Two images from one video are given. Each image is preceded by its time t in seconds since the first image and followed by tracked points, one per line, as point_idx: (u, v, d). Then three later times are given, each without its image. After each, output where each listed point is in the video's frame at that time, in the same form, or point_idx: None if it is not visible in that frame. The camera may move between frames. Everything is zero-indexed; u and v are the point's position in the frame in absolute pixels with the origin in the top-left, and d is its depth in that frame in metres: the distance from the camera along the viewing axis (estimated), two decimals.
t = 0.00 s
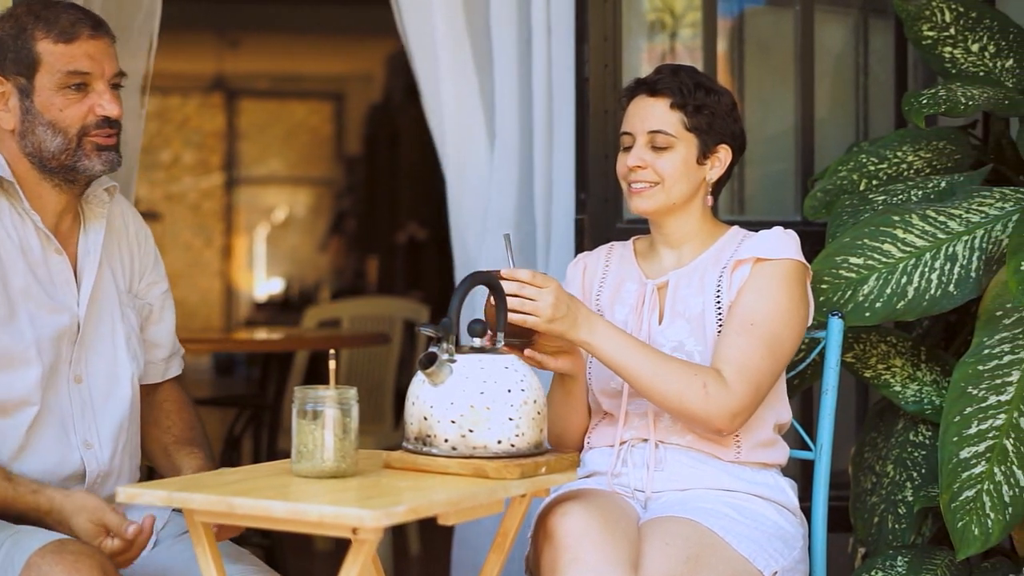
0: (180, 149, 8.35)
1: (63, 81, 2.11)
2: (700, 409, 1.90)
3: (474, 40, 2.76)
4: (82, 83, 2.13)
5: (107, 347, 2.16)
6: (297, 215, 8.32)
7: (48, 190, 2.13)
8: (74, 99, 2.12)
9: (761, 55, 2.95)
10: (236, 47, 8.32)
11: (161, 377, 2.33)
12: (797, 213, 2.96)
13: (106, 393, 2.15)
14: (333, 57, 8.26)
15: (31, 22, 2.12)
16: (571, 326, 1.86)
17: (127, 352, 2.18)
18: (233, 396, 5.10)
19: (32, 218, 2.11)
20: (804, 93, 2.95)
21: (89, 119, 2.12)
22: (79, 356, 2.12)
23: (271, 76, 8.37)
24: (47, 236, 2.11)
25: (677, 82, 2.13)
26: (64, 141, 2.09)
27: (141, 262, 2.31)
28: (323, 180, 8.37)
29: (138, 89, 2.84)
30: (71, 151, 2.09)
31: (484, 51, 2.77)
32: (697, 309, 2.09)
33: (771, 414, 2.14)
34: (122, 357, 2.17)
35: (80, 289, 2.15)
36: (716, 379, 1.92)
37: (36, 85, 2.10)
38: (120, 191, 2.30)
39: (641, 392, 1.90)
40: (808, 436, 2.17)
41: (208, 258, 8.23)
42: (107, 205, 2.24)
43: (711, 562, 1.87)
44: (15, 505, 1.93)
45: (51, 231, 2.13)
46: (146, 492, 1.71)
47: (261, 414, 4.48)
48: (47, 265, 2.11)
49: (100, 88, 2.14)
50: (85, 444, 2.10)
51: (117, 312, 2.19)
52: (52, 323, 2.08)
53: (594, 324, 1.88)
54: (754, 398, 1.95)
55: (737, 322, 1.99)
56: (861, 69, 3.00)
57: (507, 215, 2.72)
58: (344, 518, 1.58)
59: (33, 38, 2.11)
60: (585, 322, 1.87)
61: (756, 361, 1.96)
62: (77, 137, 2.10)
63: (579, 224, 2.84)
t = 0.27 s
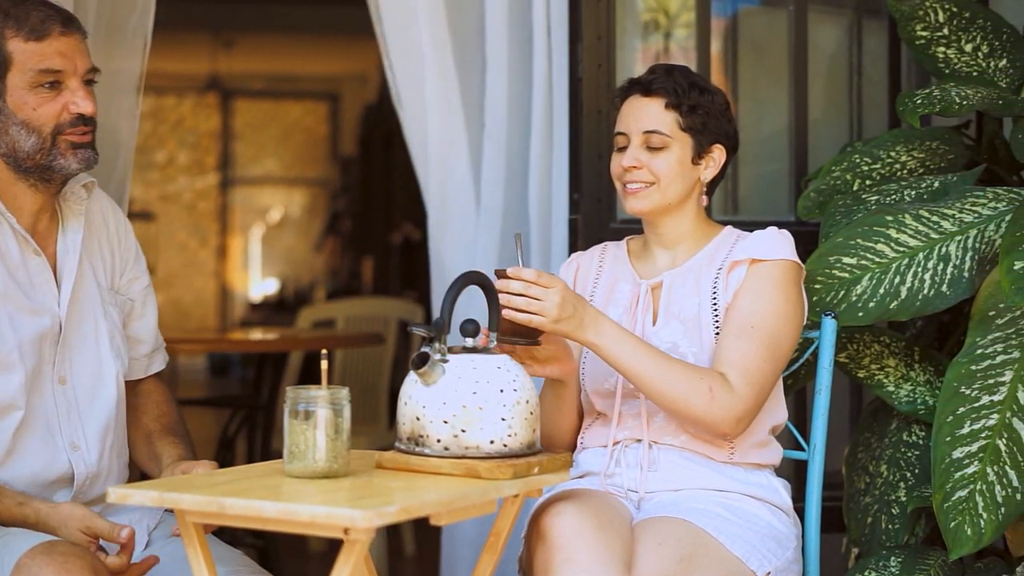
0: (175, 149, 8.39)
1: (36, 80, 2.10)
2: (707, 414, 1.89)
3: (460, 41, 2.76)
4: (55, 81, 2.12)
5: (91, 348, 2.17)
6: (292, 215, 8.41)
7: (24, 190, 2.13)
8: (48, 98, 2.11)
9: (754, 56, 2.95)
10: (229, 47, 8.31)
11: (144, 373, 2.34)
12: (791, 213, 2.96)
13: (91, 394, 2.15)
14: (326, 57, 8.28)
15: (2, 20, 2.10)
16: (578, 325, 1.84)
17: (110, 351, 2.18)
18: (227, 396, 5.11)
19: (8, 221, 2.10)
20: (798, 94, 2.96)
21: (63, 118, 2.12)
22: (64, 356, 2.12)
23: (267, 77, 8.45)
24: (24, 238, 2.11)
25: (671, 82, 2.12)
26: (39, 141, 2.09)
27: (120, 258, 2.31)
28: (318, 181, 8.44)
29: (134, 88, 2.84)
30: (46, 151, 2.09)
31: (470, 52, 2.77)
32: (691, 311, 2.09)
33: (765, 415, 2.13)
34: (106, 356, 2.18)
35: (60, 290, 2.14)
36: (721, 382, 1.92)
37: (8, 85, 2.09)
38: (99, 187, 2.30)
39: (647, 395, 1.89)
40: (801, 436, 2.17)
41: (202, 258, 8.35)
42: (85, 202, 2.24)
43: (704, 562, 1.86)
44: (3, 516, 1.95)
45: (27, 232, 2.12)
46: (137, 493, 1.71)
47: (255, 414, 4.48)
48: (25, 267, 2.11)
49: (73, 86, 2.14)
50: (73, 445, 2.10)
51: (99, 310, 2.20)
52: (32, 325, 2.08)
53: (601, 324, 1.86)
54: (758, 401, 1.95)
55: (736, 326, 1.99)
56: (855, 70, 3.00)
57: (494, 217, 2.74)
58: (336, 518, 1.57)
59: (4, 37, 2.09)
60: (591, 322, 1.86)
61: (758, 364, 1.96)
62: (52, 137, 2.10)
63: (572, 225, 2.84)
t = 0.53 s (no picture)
0: (170, 150, 8.43)
1: (12, 80, 2.09)
2: (715, 418, 1.89)
3: (443, 41, 2.76)
4: (31, 83, 2.11)
5: (75, 351, 2.16)
6: (286, 215, 8.36)
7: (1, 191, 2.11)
8: (25, 99, 2.10)
9: (747, 55, 2.95)
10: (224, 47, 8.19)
11: (125, 376, 2.33)
12: (784, 213, 2.97)
13: (77, 397, 2.14)
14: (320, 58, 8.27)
15: None
16: (588, 325, 1.81)
17: (94, 352, 2.18)
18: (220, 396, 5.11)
19: None
20: (791, 95, 2.96)
21: (41, 119, 2.11)
22: (49, 359, 2.12)
23: (260, 77, 8.36)
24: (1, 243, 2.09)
25: (665, 83, 2.11)
26: (16, 143, 2.08)
27: (102, 261, 2.31)
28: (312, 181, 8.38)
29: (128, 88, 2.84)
30: (24, 153, 2.08)
31: (452, 53, 2.76)
32: (686, 311, 2.08)
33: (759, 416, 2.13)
34: (91, 358, 2.17)
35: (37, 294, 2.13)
36: (729, 386, 1.91)
37: None
38: (78, 188, 2.29)
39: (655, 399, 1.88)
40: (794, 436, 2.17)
41: (197, 258, 8.40)
42: (63, 204, 2.23)
43: (695, 562, 1.86)
44: None
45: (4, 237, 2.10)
46: (127, 494, 1.70)
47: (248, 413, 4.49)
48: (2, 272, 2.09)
49: (50, 87, 2.13)
50: (61, 449, 2.10)
51: (82, 309, 2.19)
52: (10, 330, 2.07)
53: (611, 325, 1.84)
54: (762, 405, 1.95)
55: (737, 329, 1.99)
56: (848, 70, 3.00)
57: (468, 220, 2.76)
58: (326, 519, 1.57)
59: None
60: (602, 322, 1.83)
61: (761, 367, 1.96)
62: (29, 138, 2.09)
63: (565, 225, 2.85)
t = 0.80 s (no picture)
0: (165, 150, 8.40)
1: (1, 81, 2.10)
2: (718, 419, 1.88)
3: (422, 43, 2.77)
4: (20, 84, 2.12)
5: (64, 355, 2.15)
6: (281, 216, 8.40)
7: None
8: (13, 100, 2.11)
9: (740, 55, 2.97)
10: (219, 48, 8.31)
11: (115, 386, 2.33)
12: (778, 213, 2.98)
13: (66, 402, 2.14)
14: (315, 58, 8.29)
15: None
16: (594, 323, 1.81)
17: (84, 359, 2.18)
18: (214, 397, 5.12)
19: None
20: (784, 96, 2.98)
21: (29, 121, 2.11)
22: (38, 362, 2.11)
23: (255, 77, 8.43)
24: None
25: (659, 83, 2.10)
26: (5, 144, 2.08)
27: (95, 270, 2.30)
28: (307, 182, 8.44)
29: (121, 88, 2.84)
30: (12, 154, 2.08)
31: (432, 54, 2.78)
32: (681, 312, 2.08)
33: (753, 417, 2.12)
34: (80, 364, 2.17)
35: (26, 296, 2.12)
36: (732, 388, 1.91)
37: None
38: (70, 195, 2.28)
39: (658, 399, 1.87)
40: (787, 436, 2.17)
41: (191, 258, 8.39)
42: (54, 210, 2.22)
43: (688, 563, 1.85)
44: None
45: None
46: (119, 494, 1.69)
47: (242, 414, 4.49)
48: None
49: (37, 88, 2.14)
50: (54, 452, 2.10)
51: (70, 318, 2.19)
52: None
53: (618, 323, 1.83)
54: (762, 406, 1.95)
55: (736, 330, 1.98)
56: (842, 70, 3.00)
57: (455, 218, 2.79)
58: (318, 519, 1.56)
59: None
60: (608, 321, 1.83)
61: (762, 368, 1.96)
62: (18, 140, 2.09)
63: (560, 225, 2.85)
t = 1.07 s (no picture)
0: (159, 150, 8.40)
1: None
2: (717, 421, 1.88)
3: (413, 43, 2.79)
4: (18, 83, 2.11)
5: (53, 358, 2.15)
6: (276, 216, 8.37)
7: None
8: (12, 99, 2.10)
9: (733, 56, 3.00)
10: (213, 47, 8.41)
11: (113, 388, 2.34)
12: (771, 214, 3.01)
13: (55, 405, 2.14)
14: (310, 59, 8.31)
15: None
16: (598, 322, 1.80)
17: (72, 361, 2.18)
18: (207, 397, 5.12)
19: None
20: (777, 97, 3.00)
21: (27, 120, 2.11)
22: (28, 366, 2.11)
23: (249, 78, 8.49)
24: None
25: (652, 83, 2.09)
26: (5, 143, 2.07)
27: (91, 271, 2.29)
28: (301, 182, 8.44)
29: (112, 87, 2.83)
30: (11, 153, 2.07)
31: (423, 55, 2.79)
32: (676, 312, 2.08)
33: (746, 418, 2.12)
34: (69, 367, 2.17)
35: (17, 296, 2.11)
36: (732, 390, 1.91)
37: None
38: (63, 197, 2.28)
39: (659, 398, 1.87)
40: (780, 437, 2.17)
41: (186, 258, 8.30)
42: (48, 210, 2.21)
43: (681, 564, 1.85)
44: None
45: None
46: (110, 495, 1.68)
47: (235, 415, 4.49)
48: None
49: (36, 87, 2.14)
50: (46, 454, 2.10)
51: (60, 321, 2.19)
52: None
53: (622, 323, 1.83)
54: (759, 408, 1.95)
55: (734, 332, 1.98)
56: (835, 70, 3.04)
57: (448, 217, 2.80)
58: (310, 520, 1.55)
59: None
60: (612, 321, 1.82)
61: (760, 370, 1.96)
62: (17, 139, 2.09)
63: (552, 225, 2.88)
